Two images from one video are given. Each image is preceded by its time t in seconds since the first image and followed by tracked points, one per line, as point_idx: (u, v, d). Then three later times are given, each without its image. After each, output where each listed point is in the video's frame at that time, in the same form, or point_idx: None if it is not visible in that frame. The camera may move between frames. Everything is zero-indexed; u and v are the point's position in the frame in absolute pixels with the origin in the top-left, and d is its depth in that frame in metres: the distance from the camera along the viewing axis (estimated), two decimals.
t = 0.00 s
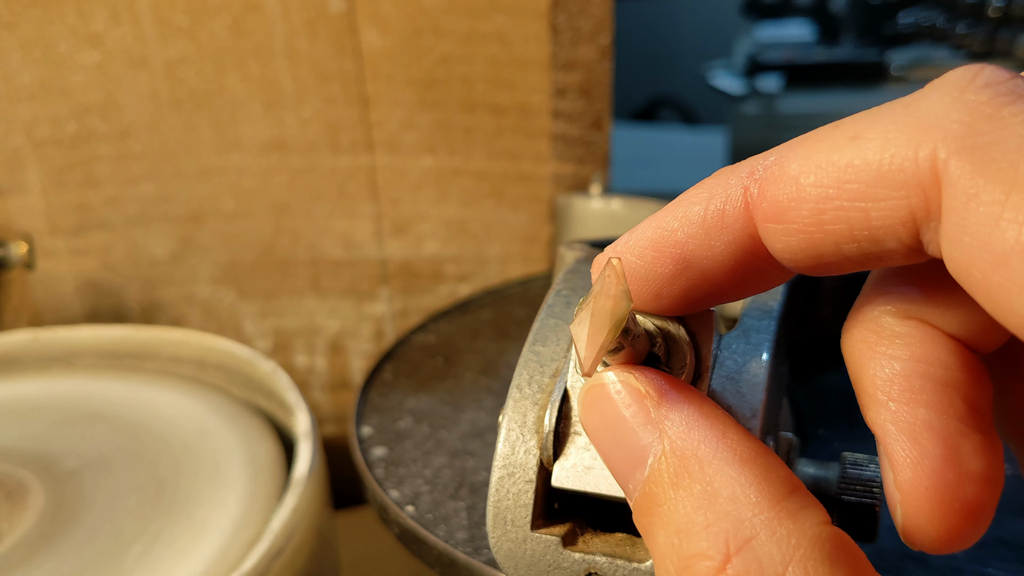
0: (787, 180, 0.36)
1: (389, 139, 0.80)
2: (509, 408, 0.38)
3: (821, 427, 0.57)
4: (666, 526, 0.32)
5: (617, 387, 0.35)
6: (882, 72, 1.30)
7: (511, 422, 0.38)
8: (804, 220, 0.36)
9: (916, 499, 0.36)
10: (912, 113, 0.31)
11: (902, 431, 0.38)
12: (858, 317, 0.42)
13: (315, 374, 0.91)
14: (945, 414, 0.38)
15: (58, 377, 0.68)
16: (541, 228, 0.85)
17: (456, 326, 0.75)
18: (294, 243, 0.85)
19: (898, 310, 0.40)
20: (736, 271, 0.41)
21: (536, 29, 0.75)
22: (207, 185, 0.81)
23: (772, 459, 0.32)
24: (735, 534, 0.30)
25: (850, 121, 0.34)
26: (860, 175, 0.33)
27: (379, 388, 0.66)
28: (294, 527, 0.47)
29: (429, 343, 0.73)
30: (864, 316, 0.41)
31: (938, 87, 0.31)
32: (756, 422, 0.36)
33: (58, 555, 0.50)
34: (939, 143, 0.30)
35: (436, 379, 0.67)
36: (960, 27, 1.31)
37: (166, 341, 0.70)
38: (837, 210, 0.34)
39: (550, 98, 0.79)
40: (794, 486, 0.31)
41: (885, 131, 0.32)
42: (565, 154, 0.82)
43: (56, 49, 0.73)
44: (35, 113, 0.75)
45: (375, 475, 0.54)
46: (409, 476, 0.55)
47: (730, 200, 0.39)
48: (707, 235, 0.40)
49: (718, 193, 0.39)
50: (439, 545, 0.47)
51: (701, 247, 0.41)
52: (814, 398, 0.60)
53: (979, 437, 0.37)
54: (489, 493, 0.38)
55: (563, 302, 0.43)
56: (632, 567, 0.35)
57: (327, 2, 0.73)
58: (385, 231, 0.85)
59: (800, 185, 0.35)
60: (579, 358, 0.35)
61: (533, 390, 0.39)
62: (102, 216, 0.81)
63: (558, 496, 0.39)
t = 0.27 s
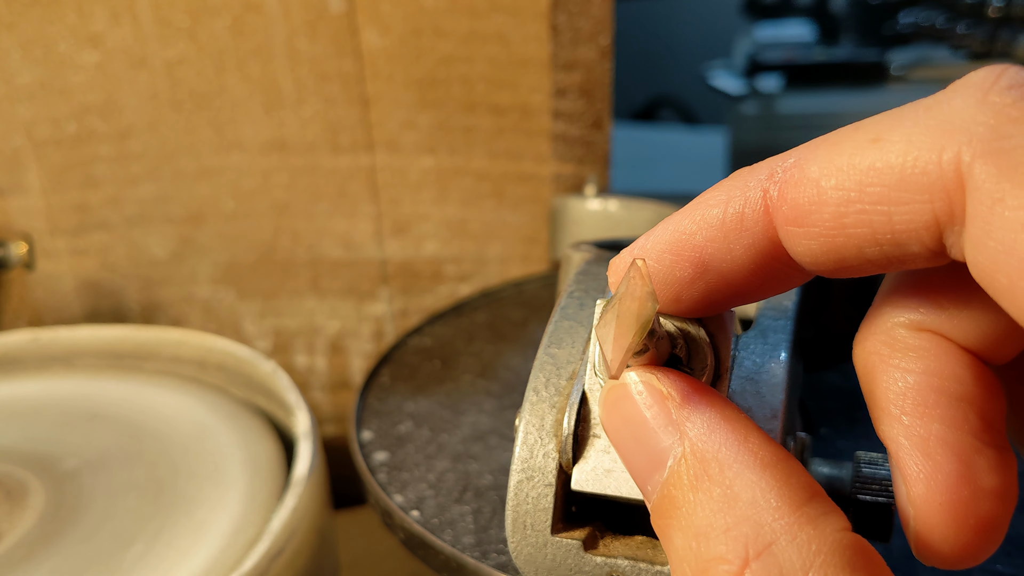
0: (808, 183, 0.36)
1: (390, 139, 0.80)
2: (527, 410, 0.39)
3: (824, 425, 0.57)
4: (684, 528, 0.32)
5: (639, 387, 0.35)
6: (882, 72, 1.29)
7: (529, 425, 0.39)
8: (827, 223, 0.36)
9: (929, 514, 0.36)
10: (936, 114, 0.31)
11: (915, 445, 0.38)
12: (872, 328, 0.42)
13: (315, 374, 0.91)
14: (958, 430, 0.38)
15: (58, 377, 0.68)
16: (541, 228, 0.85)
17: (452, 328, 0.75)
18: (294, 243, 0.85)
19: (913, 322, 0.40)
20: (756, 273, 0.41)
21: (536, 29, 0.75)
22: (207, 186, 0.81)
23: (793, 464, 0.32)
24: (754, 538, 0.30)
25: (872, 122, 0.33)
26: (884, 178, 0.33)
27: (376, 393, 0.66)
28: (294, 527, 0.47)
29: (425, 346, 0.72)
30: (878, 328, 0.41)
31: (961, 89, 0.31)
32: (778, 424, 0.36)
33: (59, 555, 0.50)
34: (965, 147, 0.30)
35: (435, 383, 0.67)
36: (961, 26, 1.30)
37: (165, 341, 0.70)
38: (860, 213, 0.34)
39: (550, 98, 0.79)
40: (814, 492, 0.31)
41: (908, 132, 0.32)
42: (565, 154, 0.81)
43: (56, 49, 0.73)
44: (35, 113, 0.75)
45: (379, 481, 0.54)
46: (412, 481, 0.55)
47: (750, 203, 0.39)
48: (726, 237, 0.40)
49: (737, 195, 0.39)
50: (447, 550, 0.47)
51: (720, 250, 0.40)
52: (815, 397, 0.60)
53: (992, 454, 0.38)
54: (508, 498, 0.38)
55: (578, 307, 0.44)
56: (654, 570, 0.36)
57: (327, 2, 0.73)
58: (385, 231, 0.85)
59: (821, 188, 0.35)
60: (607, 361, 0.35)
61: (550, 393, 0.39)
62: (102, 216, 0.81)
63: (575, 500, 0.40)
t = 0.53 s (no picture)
0: (799, 188, 0.38)
1: (390, 139, 0.80)
2: (531, 411, 0.39)
3: (824, 425, 0.57)
4: (689, 529, 0.33)
5: (644, 388, 0.36)
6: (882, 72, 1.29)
7: (533, 425, 0.39)
8: (820, 229, 0.38)
9: (932, 518, 0.37)
10: (930, 123, 0.32)
11: (918, 449, 0.39)
12: (876, 333, 0.43)
13: (315, 374, 0.91)
14: (960, 434, 0.39)
15: (57, 377, 0.68)
16: (541, 228, 0.85)
17: (450, 330, 0.75)
18: (294, 243, 0.85)
19: (917, 327, 0.41)
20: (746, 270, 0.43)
21: (536, 29, 0.75)
22: (207, 185, 0.81)
23: (799, 464, 0.33)
24: (761, 539, 0.31)
25: (860, 128, 0.35)
26: (876, 187, 0.35)
27: (376, 394, 0.66)
28: (294, 527, 0.47)
29: (424, 348, 0.72)
30: (882, 332, 0.42)
31: (957, 93, 0.32)
32: (783, 423, 0.37)
33: (59, 555, 0.50)
34: (964, 156, 0.31)
35: (434, 384, 0.67)
36: (959, 26, 1.31)
37: (166, 341, 0.70)
38: (854, 220, 0.36)
39: (550, 98, 0.79)
40: (820, 492, 0.32)
41: (900, 141, 0.33)
42: (565, 154, 0.82)
43: (56, 49, 0.73)
44: (35, 113, 0.75)
45: (380, 482, 0.54)
46: (413, 482, 0.55)
47: (739, 206, 0.41)
48: (717, 237, 0.43)
49: (726, 198, 0.42)
50: (449, 551, 0.47)
51: (711, 248, 0.43)
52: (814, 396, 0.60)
53: (993, 459, 0.38)
54: (513, 499, 0.39)
55: (581, 307, 0.45)
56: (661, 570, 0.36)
57: (327, 2, 0.73)
58: (385, 231, 0.85)
59: (812, 195, 0.37)
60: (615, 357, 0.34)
61: (553, 394, 0.40)
62: (102, 216, 0.81)
63: (580, 501, 0.40)
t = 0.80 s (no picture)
0: (771, 218, 0.36)
1: (390, 139, 0.80)
2: (530, 411, 0.39)
3: (823, 424, 0.57)
4: (691, 522, 0.32)
5: (627, 385, 0.36)
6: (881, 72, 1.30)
7: (533, 425, 0.39)
8: (793, 259, 0.36)
9: (924, 525, 0.36)
10: (905, 153, 0.32)
11: (909, 454, 0.38)
12: (864, 338, 0.42)
13: (315, 373, 0.91)
14: (952, 439, 0.38)
15: (57, 377, 0.68)
16: (541, 228, 0.85)
17: (449, 330, 0.75)
18: (294, 243, 0.85)
19: (903, 332, 0.41)
20: (714, 301, 0.40)
21: (535, 29, 0.75)
22: (207, 185, 0.81)
23: (793, 451, 0.33)
24: (765, 527, 0.31)
25: (837, 158, 0.34)
26: (852, 220, 0.33)
27: (376, 394, 0.66)
28: (294, 528, 0.47)
29: (424, 347, 0.72)
30: (869, 337, 0.42)
31: (931, 124, 0.32)
32: (782, 422, 0.38)
33: (59, 555, 0.50)
34: (942, 187, 0.30)
35: (434, 384, 0.67)
36: (959, 26, 1.35)
37: (166, 341, 0.70)
38: (828, 251, 0.35)
39: (550, 98, 0.79)
40: (816, 476, 0.32)
41: (876, 172, 0.32)
42: (565, 154, 0.82)
43: (56, 49, 0.73)
44: (35, 113, 0.75)
45: (380, 482, 0.54)
46: (413, 482, 0.55)
47: (709, 232, 0.38)
48: (683, 263, 0.39)
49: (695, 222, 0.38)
50: (449, 551, 0.47)
51: (678, 274, 0.39)
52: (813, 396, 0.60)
53: (985, 465, 0.38)
54: (512, 499, 0.39)
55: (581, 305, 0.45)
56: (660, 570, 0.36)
57: (327, 2, 0.73)
58: (385, 231, 0.85)
59: (785, 224, 0.35)
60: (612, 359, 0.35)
61: (553, 393, 0.40)
62: (102, 216, 0.81)
63: (580, 501, 0.40)
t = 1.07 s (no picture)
0: (756, 227, 0.35)
1: (390, 139, 0.80)
2: (524, 410, 0.39)
3: (822, 425, 0.56)
4: (683, 513, 0.32)
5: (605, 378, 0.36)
6: (881, 71, 1.30)
7: (527, 424, 0.39)
8: (778, 268, 0.35)
9: (917, 528, 0.35)
10: (890, 162, 0.31)
11: (898, 455, 0.37)
12: (850, 340, 0.41)
13: (315, 373, 0.91)
14: (940, 440, 0.38)
15: (56, 377, 0.67)
16: (541, 228, 0.85)
17: (450, 330, 0.75)
18: (294, 243, 0.85)
19: (889, 333, 0.41)
20: (703, 308, 0.39)
21: (535, 29, 0.75)
22: (207, 185, 0.81)
23: (779, 434, 0.33)
24: (757, 511, 0.31)
25: (820, 167, 0.33)
26: (837, 228, 0.33)
27: (376, 393, 0.66)
28: (294, 527, 0.47)
29: (424, 347, 0.72)
30: (855, 339, 0.41)
31: (914, 130, 0.31)
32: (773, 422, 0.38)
33: (58, 555, 0.50)
34: (927, 196, 0.30)
35: (433, 384, 0.67)
36: (958, 26, 1.34)
37: (166, 341, 0.70)
38: (814, 259, 0.34)
39: (550, 98, 0.79)
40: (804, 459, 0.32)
41: (862, 180, 0.32)
42: (566, 154, 0.82)
43: (56, 49, 0.73)
44: (35, 113, 0.75)
45: (379, 481, 0.54)
46: (412, 480, 0.55)
47: (694, 239, 0.37)
48: (670, 270, 0.38)
49: (680, 229, 0.37)
50: (446, 550, 0.47)
51: (664, 281, 0.38)
52: (815, 395, 0.60)
53: (972, 466, 0.37)
54: (506, 497, 0.39)
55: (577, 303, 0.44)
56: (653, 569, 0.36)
57: (327, 2, 0.73)
58: (385, 231, 0.85)
59: (770, 233, 0.35)
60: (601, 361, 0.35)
61: (548, 392, 0.39)
62: (102, 216, 0.81)
63: (574, 500, 0.40)
